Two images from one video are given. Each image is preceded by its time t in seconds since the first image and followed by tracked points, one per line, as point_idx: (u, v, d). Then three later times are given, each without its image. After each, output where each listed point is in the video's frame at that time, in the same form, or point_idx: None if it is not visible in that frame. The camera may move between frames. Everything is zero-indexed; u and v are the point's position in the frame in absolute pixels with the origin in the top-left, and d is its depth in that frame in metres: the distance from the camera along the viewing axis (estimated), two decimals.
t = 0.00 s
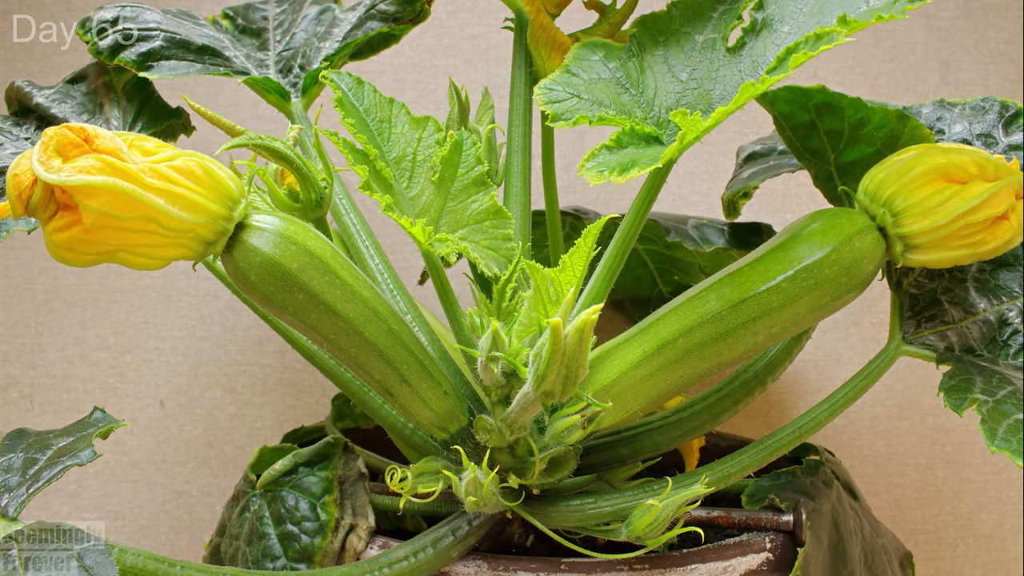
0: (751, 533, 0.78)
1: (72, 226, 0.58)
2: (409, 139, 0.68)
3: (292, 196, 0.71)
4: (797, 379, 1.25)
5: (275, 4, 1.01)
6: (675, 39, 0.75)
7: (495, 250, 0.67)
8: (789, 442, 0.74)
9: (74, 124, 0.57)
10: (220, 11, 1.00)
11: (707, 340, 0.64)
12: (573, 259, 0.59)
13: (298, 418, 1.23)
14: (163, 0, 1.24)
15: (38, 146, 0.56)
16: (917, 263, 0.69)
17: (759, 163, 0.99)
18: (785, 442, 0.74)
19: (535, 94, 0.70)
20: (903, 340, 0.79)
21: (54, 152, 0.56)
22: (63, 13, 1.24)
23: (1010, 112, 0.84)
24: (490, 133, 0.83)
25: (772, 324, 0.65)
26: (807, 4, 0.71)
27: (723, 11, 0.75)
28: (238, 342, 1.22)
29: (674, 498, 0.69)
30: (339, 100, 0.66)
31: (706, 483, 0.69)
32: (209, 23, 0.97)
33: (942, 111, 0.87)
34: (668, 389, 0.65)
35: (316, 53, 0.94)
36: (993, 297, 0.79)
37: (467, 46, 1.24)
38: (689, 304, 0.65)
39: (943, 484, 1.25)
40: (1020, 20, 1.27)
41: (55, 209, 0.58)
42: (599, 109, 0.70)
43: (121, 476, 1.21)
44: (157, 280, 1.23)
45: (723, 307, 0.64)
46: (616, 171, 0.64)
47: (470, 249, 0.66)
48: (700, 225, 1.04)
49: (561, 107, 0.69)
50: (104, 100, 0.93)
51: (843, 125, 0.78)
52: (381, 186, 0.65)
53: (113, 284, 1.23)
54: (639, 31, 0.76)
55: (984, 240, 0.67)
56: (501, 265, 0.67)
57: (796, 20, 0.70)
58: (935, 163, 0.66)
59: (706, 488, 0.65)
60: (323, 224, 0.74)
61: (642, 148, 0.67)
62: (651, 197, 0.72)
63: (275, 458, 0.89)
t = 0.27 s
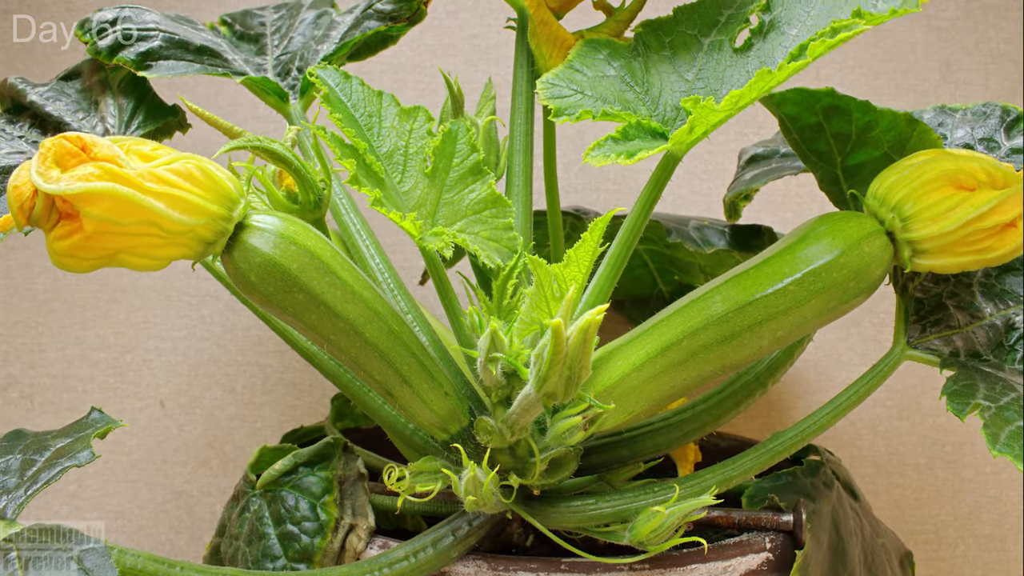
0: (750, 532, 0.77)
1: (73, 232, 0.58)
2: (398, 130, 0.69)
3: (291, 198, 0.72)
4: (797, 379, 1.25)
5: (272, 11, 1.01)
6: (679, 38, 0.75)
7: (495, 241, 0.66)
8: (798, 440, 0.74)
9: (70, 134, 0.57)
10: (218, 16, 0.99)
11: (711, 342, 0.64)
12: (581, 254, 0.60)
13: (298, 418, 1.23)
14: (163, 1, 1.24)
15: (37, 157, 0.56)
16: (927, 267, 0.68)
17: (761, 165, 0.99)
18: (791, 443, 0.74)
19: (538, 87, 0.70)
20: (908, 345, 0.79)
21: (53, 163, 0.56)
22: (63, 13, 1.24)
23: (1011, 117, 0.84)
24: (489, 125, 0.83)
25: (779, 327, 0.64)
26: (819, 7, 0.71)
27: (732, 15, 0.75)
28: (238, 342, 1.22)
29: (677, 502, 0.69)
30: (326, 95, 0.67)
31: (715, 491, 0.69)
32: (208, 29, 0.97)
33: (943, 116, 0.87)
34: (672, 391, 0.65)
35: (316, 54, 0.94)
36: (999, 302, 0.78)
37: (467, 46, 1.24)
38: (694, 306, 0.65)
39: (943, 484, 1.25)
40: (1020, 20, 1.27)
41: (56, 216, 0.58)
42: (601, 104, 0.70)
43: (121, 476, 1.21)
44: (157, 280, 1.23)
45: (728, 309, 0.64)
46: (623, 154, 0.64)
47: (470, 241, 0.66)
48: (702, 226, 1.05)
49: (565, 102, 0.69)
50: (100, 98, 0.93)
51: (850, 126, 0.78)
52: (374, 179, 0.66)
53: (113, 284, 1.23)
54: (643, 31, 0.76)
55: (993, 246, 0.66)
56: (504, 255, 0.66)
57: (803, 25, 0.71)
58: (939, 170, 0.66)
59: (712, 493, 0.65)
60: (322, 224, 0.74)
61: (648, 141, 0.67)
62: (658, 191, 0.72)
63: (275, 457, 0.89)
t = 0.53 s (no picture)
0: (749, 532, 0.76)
1: (77, 239, 0.58)
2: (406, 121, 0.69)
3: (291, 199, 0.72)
4: (797, 379, 1.25)
5: (279, 4, 1.01)
6: (684, 38, 0.76)
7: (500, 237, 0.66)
8: (802, 442, 0.74)
9: (68, 142, 0.57)
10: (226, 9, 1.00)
11: (716, 345, 0.64)
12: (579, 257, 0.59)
13: (298, 418, 1.23)
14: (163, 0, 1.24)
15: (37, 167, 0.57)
16: (932, 274, 0.68)
17: (764, 168, 0.98)
18: (791, 450, 0.73)
19: (542, 87, 0.70)
20: (911, 349, 0.79)
21: (52, 172, 0.56)
22: (63, 13, 1.24)
23: (1014, 121, 0.84)
24: (493, 121, 0.82)
25: (784, 331, 0.64)
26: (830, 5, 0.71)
27: (740, 17, 0.77)
28: (238, 342, 1.22)
29: (678, 505, 0.69)
30: (326, 82, 0.67)
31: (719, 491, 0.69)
32: (214, 22, 0.97)
33: (946, 121, 0.87)
34: (675, 394, 0.65)
35: (319, 51, 0.93)
36: (1003, 308, 0.78)
37: (467, 46, 1.24)
38: (699, 309, 0.65)
39: (943, 484, 1.25)
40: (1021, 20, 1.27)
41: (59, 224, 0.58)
42: (606, 104, 0.70)
43: (121, 476, 1.21)
44: (157, 280, 1.23)
45: (733, 312, 0.64)
46: (632, 153, 0.64)
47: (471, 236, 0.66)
48: (703, 227, 1.04)
49: (569, 103, 0.69)
50: (99, 93, 0.92)
51: (857, 125, 0.78)
52: (371, 172, 0.65)
53: (113, 283, 1.23)
54: (649, 31, 0.76)
55: (1000, 252, 0.66)
56: (508, 250, 0.66)
57: (813, 27, 0.70)
58: (949, 177, 0.66)
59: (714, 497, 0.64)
60: (322, 224, 0.74)
61: (654, 139, 0.67)
62: (666, 187, 0.72)
63: (275, 457, 0.89)
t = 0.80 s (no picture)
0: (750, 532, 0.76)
1: (80, 244, 0.58)
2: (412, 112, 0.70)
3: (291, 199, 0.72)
4: (798, 378, 1.25)
5: None
6: (693, 35, 0.76)
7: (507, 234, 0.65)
8: (804, 447, 0.74)
9: (68, 150, 0.57)
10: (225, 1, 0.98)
11: (722, 348, 0.64)
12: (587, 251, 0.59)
13: (298, 418, 1.23)
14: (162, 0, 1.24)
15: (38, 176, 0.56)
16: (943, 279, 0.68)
17: (766, 169, 0.98)
18: (791, 454, 0.73)
19: (547, 86, 0.71)
20: (913, 353, 0.79)
21: (54, 181, 0.56)
22: (63, 13, 1.24)
23: (1016, 125, 0.83)
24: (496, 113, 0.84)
25: (790, 335, 0.65)
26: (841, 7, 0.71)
27: (749, 15, 0.76)
28: (238, 342, 1.22)
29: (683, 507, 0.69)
30: (326, 68, 0.68)
31: (723, 491, 0.69)
32: (215, 15, 0.96)
33: (948, 123, 0.87)
34: (680, 397, 0.65)
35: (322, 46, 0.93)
36: (1005, 312, 0.77)
37: (467, 46, 1.24)
38: (703, 312, 0.65)
39: (943, 484, 1.25)
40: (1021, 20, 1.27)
41: (61, 231, 0.58)
42: (613, 104, 0.71)
43: (121, 476, 1.21)
44: (157, 280, 1.23)
45: (739, 316, 0.64)
46: (645, 153, 0.64)
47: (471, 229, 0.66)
48: (704, 228, 1.04)
49: (576, 102, 0.70)
50: (101, 86, 0.91)
51: (861, 123, 0.78)
52: (371, 160, 0.65)
53: (113, 283, 1.23)
54: (655, 26, 0.76)
55: (1010, 262, 0.65)
56: (511, 247, 0.65)
57: (825, 27, 0.71)
58: (956, 185, 0.66)
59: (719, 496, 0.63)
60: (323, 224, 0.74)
61: (665, 138, 0.67)
62: (677, 186, 0.73)
63: (275, 457, 0.89)
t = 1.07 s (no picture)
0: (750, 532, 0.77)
1: (82, 249, 0.58)
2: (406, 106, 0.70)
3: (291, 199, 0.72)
4: (798, 378, 1.25)
5: None
6: (700, 34, 0.76)
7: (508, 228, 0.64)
8: (806, 450, 0.74)
9: (68, 157, 0.57)
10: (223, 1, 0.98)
11: (727, 351, 0.64)
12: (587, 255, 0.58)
13: (298, 418, 1.23)
14: None
15: (39, 184, 0.56)
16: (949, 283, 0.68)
17: (766, 170, 0.98)
18: (792, 456, 0.73)
19: (555, 81, 0.71)
20: (915, 356, 0.79)
21: (55, 188, 0.56)
22: (63, 13, 1.24)
23: (1016, 126, 0.83)
24: (496, 108, 0.81)
25: (796, 339, 0.65)
26: (849, 14, 0.72)
27: (756, 17, 0.77)
28: (238, 342, 1.22)
29: (689, 510, 0.69)
30: (311, 67, 0.69)
31: (729, 504, 0.69)
32: (213, 16, 0.96)
33: (949, 124, 0.87)
34: (682, 400, 0.65)
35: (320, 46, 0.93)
36: (1005, 313, 0.76)
37: (467, 46, 1.24)
38: (707, 314, 0.65)
39: (943, 484, 1.24)
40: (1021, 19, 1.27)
41: (64, 236, 0.58)
42: (619, 100, 0.71)
43: (121, 476, 1.21)
44: (157, 280, 1.22)
45: (745, 318, 0.64)
46: (675, 153, 0.64)
47: (466, 223, 0.64)
48: (705, 228, 1.04)
49: (585, 98, 0.70)
50: (102, 85, 0.91)
51: (860, 124, 0.77)
52: (357, 153, 0.66)
53: (113, 284, 1.23)
54: (662, 22, 0.76)
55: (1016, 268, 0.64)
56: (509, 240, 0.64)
57: (833, 33, 0.72)
58: (964, 191, 0.65)
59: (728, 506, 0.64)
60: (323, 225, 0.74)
61: (679, 138, 0.67)
62: (688, 184, 0.74)
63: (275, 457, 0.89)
